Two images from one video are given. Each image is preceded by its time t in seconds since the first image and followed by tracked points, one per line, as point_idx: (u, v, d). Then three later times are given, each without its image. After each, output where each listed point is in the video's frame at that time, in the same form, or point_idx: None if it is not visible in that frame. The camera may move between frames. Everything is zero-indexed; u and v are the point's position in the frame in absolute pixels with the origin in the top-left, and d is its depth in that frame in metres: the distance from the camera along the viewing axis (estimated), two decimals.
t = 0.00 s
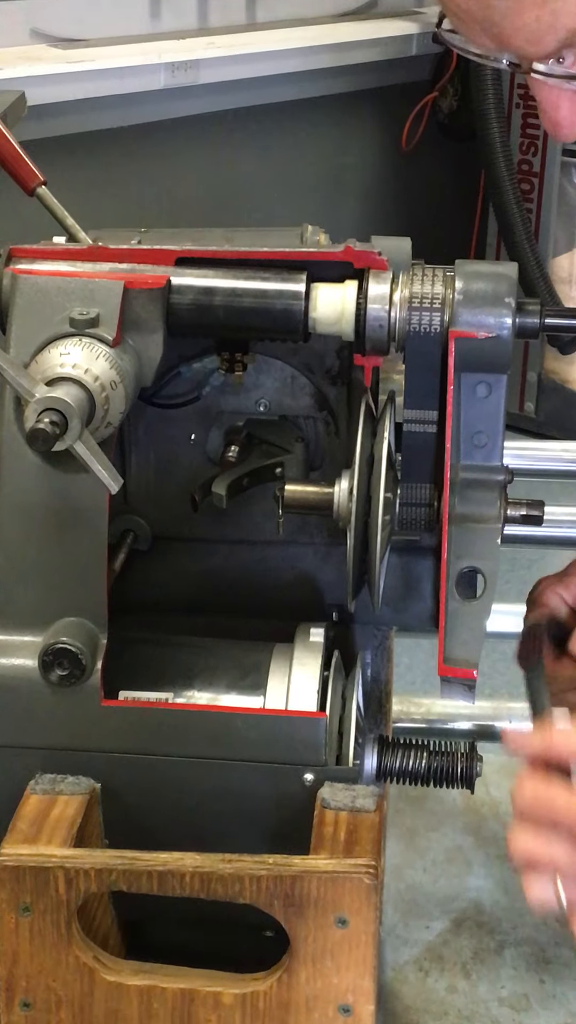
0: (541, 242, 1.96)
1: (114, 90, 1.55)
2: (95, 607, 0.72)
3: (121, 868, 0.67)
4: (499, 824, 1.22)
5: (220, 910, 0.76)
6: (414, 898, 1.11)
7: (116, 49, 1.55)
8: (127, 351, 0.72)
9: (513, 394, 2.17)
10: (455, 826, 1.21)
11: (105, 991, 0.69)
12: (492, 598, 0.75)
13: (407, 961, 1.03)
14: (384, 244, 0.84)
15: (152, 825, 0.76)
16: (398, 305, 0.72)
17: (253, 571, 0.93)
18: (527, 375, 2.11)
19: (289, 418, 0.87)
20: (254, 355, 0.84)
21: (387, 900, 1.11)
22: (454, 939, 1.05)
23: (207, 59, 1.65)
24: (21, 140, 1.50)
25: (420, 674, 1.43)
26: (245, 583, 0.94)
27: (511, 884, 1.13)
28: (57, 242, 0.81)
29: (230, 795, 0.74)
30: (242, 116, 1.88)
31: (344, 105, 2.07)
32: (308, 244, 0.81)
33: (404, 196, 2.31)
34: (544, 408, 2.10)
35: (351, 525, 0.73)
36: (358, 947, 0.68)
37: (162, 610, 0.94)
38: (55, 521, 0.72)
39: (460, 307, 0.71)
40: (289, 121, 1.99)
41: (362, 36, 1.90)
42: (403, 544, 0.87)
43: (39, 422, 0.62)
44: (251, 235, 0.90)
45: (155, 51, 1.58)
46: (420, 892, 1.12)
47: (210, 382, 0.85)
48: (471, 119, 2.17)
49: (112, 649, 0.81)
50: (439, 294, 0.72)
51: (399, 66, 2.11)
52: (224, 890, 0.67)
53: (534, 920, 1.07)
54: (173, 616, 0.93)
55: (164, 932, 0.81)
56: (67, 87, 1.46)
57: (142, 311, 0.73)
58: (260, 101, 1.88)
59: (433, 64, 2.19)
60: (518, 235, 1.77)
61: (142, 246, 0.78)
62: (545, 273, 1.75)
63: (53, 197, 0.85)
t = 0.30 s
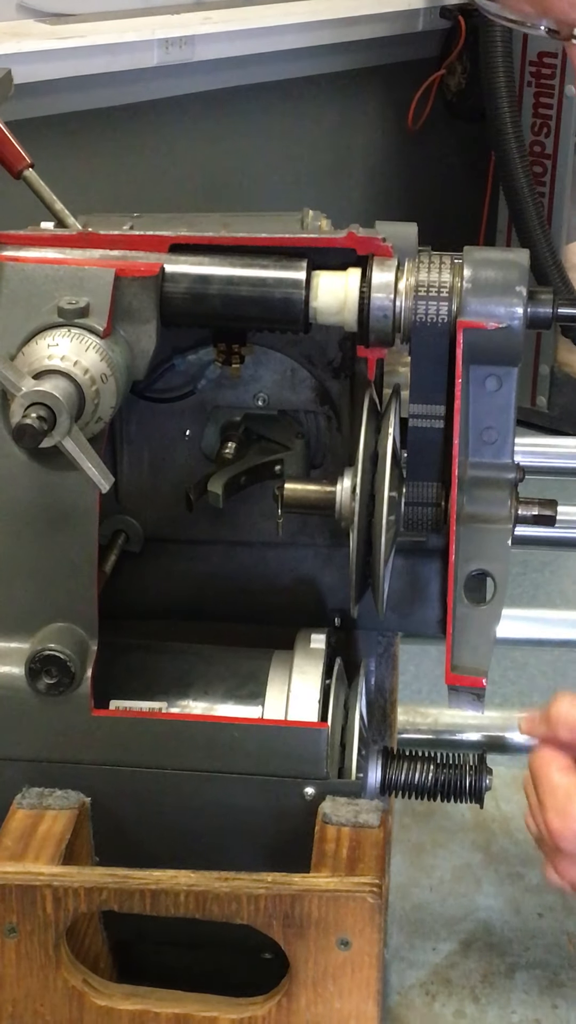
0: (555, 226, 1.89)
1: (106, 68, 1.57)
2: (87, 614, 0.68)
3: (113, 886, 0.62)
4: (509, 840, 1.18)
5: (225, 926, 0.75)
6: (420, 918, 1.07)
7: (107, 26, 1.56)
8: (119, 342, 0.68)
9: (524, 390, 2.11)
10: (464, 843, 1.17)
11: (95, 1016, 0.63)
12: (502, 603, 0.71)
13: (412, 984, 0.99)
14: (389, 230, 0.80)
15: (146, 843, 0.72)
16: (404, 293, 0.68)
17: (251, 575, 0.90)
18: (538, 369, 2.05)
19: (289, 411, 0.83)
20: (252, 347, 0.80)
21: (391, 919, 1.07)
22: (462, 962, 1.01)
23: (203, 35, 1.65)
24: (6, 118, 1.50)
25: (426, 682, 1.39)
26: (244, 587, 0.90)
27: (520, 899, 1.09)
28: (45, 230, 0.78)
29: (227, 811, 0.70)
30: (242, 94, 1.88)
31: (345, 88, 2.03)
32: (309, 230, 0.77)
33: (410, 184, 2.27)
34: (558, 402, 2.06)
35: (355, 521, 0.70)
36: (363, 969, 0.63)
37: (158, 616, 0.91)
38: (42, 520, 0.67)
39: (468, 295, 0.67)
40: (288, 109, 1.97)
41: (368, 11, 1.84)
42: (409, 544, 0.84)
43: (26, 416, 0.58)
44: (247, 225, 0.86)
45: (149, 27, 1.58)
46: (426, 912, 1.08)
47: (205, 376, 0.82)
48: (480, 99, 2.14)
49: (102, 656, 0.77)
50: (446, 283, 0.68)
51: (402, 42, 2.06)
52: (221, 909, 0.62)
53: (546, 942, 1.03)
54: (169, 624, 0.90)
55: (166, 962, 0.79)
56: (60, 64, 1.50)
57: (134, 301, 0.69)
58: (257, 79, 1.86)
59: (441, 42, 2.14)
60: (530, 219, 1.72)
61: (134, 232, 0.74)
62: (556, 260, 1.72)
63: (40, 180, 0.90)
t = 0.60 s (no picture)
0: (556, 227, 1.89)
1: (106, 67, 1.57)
2: (86, 614, 0.68)
3: (112, 888, 0.61)
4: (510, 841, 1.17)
5: (223, 928, 0.74)
6: (420, 920, 1.06)
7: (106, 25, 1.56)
8: (118, 342, 0.68)
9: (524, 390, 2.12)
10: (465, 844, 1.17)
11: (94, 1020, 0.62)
12: (503, 604, 0.71)
13: (413, 986, 0.99)
14: (389, 230, 0.79)
15: (145, 844, 0.72)
16: (404, 293, 0.68)
17: (252, 576, 0.90)
18: (538, 369, 2.06)
19: (289, 411, 0.84)
20: (252, 347, 0.80)
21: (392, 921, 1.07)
22: (463, 965, 1.01)
23: (202, 34, 1.64)
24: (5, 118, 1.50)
25: (427, 684, 1.39)
26: (244, 588, 0.90)
27: (521, 901, 1.09)
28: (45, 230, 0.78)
29: (227, 813, 0.70)
30: (242, 94, 1.88)
31: (345, 86, 2.03)
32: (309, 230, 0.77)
33: (410, 183, 2.26)
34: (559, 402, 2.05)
35: (355, 523, 0.69)
36: (363, 972, 0.62)
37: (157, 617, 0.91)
38: (41, 521, 0.67)
39: (468, 295, 0.67)
40: (288, 109, 1.97)
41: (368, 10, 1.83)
42: (409, 545, 0.83)
43: (24, 415, 0.57)
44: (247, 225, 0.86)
45: (148, 26, 1.57)
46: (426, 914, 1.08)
47: (205, 376, 0.82)
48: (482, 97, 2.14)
49: (101, 657, 0.77)
50: (446, 283, 0.68)
51: (403, 41, 2.05)
52: (221, 912, 0.61)
53: (547, 944, 1.03)
54: (168, 625, 0.89)
55: (166, 965, 0.79)
56: (58, 64, 1.49)
57: (134, 301, 0.69)
58: (256, 79, 1.86)
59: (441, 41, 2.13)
60: (531, 220, 1.73)
61: (134, 231, 0.74)
62: (558, 260, 1.73)
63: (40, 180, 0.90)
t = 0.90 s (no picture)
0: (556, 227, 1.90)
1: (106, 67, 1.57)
2: (87, 614, 0.68)
3: (113, 888, 0.62)
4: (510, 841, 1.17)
5: (223, 927, 0.74)
6: (420, 920, 1.06)
7: (106, 26, 1.56)
8: (118, 342, 0.68)
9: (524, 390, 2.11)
10: (465, 844, 1.16)
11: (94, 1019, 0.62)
12: (503, 605, 0.71)
13: (413, 986, 0.99)
14: (389, 230, 0.80)
15: (145, 845, 0.72)
16: (404, 293, 0.68)
17: (252, 576, 0.90)
18: (539, 369, 2.05)
19: (288, 411, 0.83)
20: (252, 347, 0.80)
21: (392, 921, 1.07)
22: (463, 964, 1.01)
23: (202, 34, 1.64)
24: (5, 118, 1.50)
25: (427, 684, 1.39)
26: (243, 587, 0.90)
27: (521, 900, 1.09)
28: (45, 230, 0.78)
29: (226, 813, 0.70)
30: (242, 94, 1.88)
31: (344, 86, 2.02)
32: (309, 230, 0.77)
33: (410, 183, 2.26)
34: (559, 401, 2.06)
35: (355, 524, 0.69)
36: (363, 972, 0.62)
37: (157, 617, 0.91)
38: (41, 522, 0.67)
39: (469, 295, 0.67)
40: (288, 109, 1.97)
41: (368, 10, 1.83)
42: (410, 545, 0.83)
43: (25, 415, 0.57)
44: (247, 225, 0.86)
45: (148, 27, 1.58)
46: (426, 914, 1.08)
47: (205, 376, 0.82)
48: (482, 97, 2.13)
49: (101, 657, 0.77)
50: (447, 283, 0.68)
51: (402, 41, 2.04)
52: (221, 912, 0.61)
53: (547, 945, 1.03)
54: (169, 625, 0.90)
55: (168, 965, 0.79)
56: (58, 64, 1.50)
57: (133, 301, 0.69)
58: (256, 79, 1.86)
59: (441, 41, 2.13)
60: (530, 222, 1.73)
61: (134, 232, 0.74)
62: (559, 260, 1.74)
63: (40, 180, 0.90)
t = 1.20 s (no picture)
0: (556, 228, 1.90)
1: (106, 68, 1.57)
2: (87, 614, 0.68)
3: (112, 888, 0.61)
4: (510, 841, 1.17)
5: (223, 928, 0.74)
6: (420, 920, 1.06)
7: (107, 26, 1.56)
8: (118, 342, 0.68)
9: (524, 390, 2.11)
10: (465, 843, 1.16)
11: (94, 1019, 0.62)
12: (503, 605, 0.71)
13: (413, 986, 0.99)
14: (389, 230, 0.80)
15: (145, 844, 0.72)
16: (404, 293, 0.68)
17: (252, 575, 0.90)
18: (539, 369, 2.05)
19: (288, 411, 0.83)
20: (252, 346, 0.80)
21: (392, 921, 1.07)
22: (463, 965, 1.01)
23: (203, 34, 1.64)
24: (5, 118, 1.50)
25: (427, 684, 1.39)
26: (243, 587, 0.90)
27: (521, 900, 1.09)
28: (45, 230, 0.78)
29: (226, 813, 0.70)
30: (242, 94, 1.88)
31: (344, 86, 2.02)
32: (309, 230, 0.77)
33: (409, 184, 2.26)
34: (559, 402, 2.06)
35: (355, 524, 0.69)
36: (362, 972, 0.62)
37: (158, 617, 0.91)
38: (41, 522, 0.67)
39: (468, 295, 0.66)
40: (288, 109, 1.97)
41: (367, 10, 1.84)
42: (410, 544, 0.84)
43: (24, 415, 0.57)
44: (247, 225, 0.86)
45: (148, 27, 1.58)
46: (426, 914, 1.08)
47: (205, 376, 0.82)
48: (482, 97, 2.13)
49: (101, 657, 0.77)
50: (446, 283, 0.67)
51: (402, 41, 2.04)
52: (221, 912, 0.61)
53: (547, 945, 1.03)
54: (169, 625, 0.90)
55: (168, 965, 0.79)
56: (59, 64, 1.50)
57: (134, 301, 0.69)
58: (256, 79, 1.86)
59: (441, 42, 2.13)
60: (529, 223, 1.74)
61: (134, 232, 0.74)
62: (559, 260, 1.75)
63: (40, 180, 0.90)
